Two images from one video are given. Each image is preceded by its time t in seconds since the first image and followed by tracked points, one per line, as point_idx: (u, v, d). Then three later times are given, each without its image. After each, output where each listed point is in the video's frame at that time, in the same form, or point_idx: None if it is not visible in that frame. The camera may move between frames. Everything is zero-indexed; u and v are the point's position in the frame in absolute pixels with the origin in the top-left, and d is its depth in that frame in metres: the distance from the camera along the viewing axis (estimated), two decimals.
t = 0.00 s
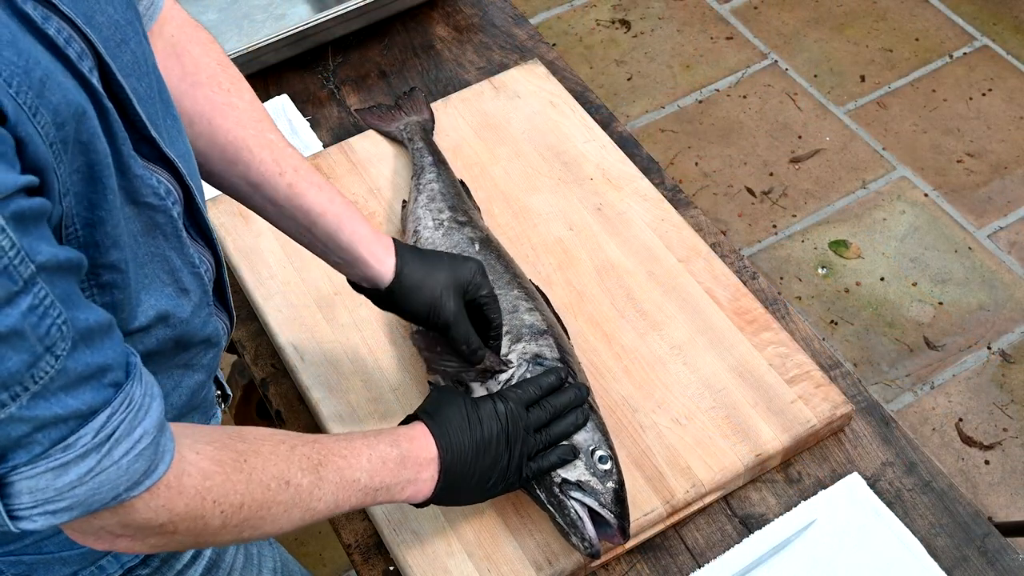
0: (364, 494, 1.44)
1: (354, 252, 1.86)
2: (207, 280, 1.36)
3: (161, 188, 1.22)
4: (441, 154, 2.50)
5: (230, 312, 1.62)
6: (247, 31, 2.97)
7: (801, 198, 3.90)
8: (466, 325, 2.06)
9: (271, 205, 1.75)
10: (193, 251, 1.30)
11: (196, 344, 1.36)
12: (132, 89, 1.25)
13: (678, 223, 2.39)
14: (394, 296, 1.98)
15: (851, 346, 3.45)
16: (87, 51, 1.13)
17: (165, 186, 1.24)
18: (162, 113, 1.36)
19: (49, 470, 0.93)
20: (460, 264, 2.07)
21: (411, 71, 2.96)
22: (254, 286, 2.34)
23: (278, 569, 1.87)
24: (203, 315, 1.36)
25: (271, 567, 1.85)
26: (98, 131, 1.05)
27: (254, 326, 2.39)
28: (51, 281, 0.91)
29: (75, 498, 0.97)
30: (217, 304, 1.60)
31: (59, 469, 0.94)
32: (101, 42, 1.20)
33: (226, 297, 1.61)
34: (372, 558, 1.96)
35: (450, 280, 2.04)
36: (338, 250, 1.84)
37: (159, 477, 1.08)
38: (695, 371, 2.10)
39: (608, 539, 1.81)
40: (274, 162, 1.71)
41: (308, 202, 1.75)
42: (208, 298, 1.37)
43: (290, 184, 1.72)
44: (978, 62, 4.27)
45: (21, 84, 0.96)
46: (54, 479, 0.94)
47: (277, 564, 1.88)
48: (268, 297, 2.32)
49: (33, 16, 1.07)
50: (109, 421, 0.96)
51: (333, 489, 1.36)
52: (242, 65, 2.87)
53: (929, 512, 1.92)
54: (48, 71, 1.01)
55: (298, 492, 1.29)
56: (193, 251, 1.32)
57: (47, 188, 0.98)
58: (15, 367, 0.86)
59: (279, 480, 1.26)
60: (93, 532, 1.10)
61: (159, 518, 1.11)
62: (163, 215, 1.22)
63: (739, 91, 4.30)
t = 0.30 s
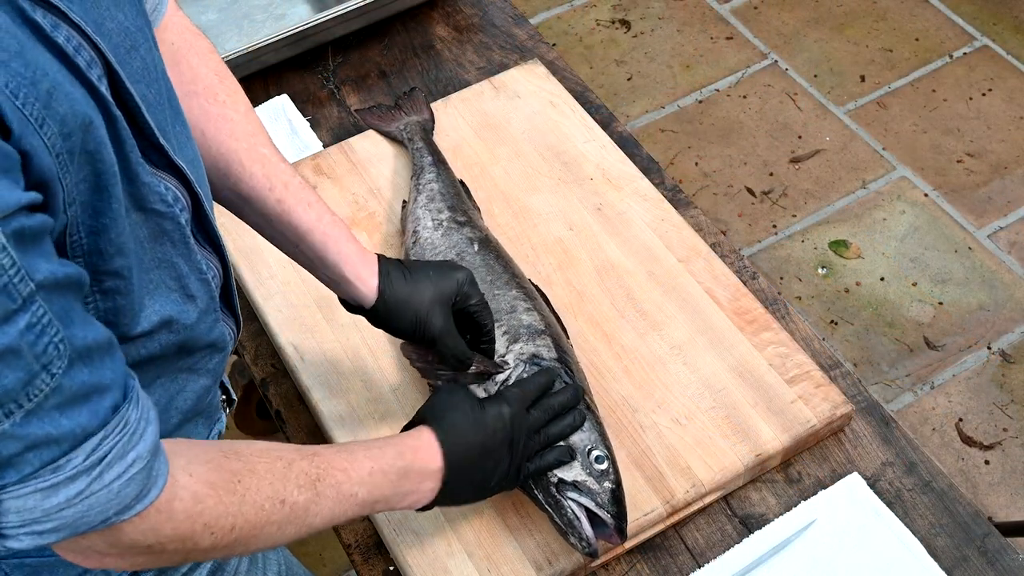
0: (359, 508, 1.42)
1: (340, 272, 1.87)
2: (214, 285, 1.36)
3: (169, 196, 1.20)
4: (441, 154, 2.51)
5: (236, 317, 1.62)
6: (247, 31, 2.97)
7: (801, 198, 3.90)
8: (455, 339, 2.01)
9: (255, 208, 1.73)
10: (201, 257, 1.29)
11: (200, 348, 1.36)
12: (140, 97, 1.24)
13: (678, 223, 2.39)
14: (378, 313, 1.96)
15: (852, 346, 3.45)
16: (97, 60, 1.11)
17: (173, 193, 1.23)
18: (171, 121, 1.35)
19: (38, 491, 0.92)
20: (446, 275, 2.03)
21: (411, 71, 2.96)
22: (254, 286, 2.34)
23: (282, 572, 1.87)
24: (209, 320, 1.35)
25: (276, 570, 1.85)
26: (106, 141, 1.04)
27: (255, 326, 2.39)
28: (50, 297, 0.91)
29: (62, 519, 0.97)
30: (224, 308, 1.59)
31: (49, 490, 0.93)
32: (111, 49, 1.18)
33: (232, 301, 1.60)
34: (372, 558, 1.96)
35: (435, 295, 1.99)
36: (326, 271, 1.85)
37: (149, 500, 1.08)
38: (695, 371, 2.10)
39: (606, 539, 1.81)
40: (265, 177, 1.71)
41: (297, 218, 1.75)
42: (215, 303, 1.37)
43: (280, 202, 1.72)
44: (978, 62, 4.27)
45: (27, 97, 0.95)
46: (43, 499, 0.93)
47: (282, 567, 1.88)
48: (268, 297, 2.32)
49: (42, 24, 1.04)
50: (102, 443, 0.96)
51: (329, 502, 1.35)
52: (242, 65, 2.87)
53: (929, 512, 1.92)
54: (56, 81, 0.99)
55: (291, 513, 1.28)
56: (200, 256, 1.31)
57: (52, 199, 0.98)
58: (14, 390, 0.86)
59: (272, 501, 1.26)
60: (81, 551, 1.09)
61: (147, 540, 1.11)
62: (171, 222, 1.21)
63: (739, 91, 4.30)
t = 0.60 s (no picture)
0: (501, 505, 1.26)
1: (329, 254, 1.85)
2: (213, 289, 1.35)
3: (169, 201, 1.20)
4: (441, 154, 2.50)
5: (236, 318, 1.62)
6: (246, 31, 2.96)
7: (801, 198, 3.90)
8: (445, 314, 2.02)
9: (254, 208, 1.72)
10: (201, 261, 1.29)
11: (196, 350, 1.35)
12: (139, 104, 1.23)
13: (679, 223, 2.39)
14: (368, 297, 1.97)
15: (852, 346, 3.45)
16: (96, 68, 1.10)
17: (173, 198, 1.23)
18: (170, 128, 1.34)
19: (39, 506, 0.86)
20: (430, 256, 2.05)
21: (411, 71, 2.96)
22: (253, 286, 2.33)
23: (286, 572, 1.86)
24: (207, 323, 1.35)
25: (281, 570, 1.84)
26: (107, 150, 1.02)
27: (254, 326, 2.38)
28: (66, 319, 0.84)
29: (67, 536, 0.90)
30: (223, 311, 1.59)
31: (51, 507, 0.87)
32: (110, 56, 1.18)
33: (231, 304, 1.60)
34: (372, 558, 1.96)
35: (422, 274, 2.01)
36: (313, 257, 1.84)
37: (165, 526, 0.99)
38: (695, 371, 2.10)
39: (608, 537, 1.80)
40: (255, 165, 1.69)
41: (286, 203, 1.74)
42: (214, 306, 1.36)
43: (270, 187, 1.71)
44: (978, 62, 4.27)
45: (29, 107, 0.92)
46: (45, 514, 0.87)
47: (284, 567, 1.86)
48: (268, 297, 2.32)
49: (42, 34, 1.03)
50: (111, 467, 0.88)
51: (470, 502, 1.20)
52: (242, 65, 2.87)
53: (929, 512, 1.92)
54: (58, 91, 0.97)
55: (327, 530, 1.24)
56: (199, 260, 1.31)
57: (60, 211, 0.95)
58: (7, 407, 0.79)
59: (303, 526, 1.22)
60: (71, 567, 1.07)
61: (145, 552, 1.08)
62: (171, 227, 1.21)
63: (739, 91, 4.30)
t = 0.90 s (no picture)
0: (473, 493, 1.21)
1: (327, 254, 1.85)
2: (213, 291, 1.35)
3: (167, 203, 1.21)
4: (441, 154, 2.50)
5: (236, 318, 1.62)
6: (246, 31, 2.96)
7: (801, 198, 3.90)
8: (441, 315, 2.00)
9: (250, 207, 1.72)
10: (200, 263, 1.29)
11: (196, 351, 1.35)
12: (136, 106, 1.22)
13: (678, 223, 2.39)
14: (365, 297, 1.96)
15: (852, 346, 3.45)
16: (93, 71, 1.09)
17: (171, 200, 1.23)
18: (169, 129, 1.34)
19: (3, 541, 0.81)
20: (427, 255, 2.04)
21: (411, 71, 2.96)
22: (253, 286, 2.33)
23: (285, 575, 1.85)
24: (207, 324, 1.35)
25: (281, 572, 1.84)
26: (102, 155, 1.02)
27: (254, 326, 2.39)
28: (45, 345, 0.81)
29: None
30: (224, 312, 1.59)
31: (16, 542, 0.82)
32: (107, 58, 1.18)
33: (232, 305, 1.60)
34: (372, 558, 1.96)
35: (419, 274, 1.99)
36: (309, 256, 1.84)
37: (133, 565, 0.93)
38: (695, 371, 2.10)
39: (607, 537, 1.80)
40: (252, 164, 1.69)
41: (283, 202, 1.74)
42: (213, 307, 1.37)
43: (266, 187, 1.71)
44: (978, 62, 4.27)
45: (20, 113, 0.91)
46: (9, 551, 0.82)
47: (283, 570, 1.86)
48: (268, 297, 2.32)
49: (39, 36, 1.01)
50: (80, 500, 0.84)
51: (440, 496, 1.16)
52: (242, 65, 2.87)
53: (929, 513, 1.92)
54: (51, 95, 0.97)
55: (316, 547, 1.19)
56: (198, 262, 1.31)
57: (48, 219, 0.93)
58: None
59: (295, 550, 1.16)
60: None
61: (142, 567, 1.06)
62: (169, 230, 1.22)
63: (739, 91, 4.30)
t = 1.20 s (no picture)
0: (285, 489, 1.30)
1: (334, 243, 1.83)
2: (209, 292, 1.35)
3: (161, 202, 1.21)
4: (441, 154, 2.50)
5: (238, 322, 1.61)
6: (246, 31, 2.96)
7: (801, 198, 3.90)
8: (442, 310, 2.00)
9: (257, 200, 1.71)
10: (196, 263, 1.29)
11: (192, 352, 1.35)
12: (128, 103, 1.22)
13: (678, 222, 2.39)
14: (372, 287, 1.94)
15: (852, 346, 3.45)
16: (86, 67, 1.10)
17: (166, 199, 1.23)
18: (168, 130, 1.34)
19: None
20: (433, 249, 2.04)
21: (411, 71, 2.96)
22: (253, 287, 2.33)
23: None
24: (204, 325, 1.35)
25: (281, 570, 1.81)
26: (88, 153, 1.04)
27: (254, 326, 2.39)
28: None
29: None
30: (223, 313, 1.57)
31: None
32: (101, 55, 1.17)
33: (232, 307, 1.58)
34: (372, 558, 1.96)
35: (425, 268, 1.99)
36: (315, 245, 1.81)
37: None
38: (695, 371, 2.10)
39: (607, 537, 1.80)
40: (258, 157, 1.69)
41: (289, 193, 1.73)
42: (210, 308, 1.36)
43: (272, 179, 1.70)
44: (978, 62, 4.28)
45: None
46: None
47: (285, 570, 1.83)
48: (268, 298, 2.31)
49: (29, 32, 1.03)
50: None
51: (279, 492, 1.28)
52: (242, 65, 2.87)
53: (929, 512, 1.92)
54: (33, 92, 0.98)
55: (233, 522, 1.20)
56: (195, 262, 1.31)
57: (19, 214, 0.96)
58: None
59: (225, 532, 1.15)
60: None
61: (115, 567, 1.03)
62: (164, 229, 1.22)
63: (739, 91, 4.30)
